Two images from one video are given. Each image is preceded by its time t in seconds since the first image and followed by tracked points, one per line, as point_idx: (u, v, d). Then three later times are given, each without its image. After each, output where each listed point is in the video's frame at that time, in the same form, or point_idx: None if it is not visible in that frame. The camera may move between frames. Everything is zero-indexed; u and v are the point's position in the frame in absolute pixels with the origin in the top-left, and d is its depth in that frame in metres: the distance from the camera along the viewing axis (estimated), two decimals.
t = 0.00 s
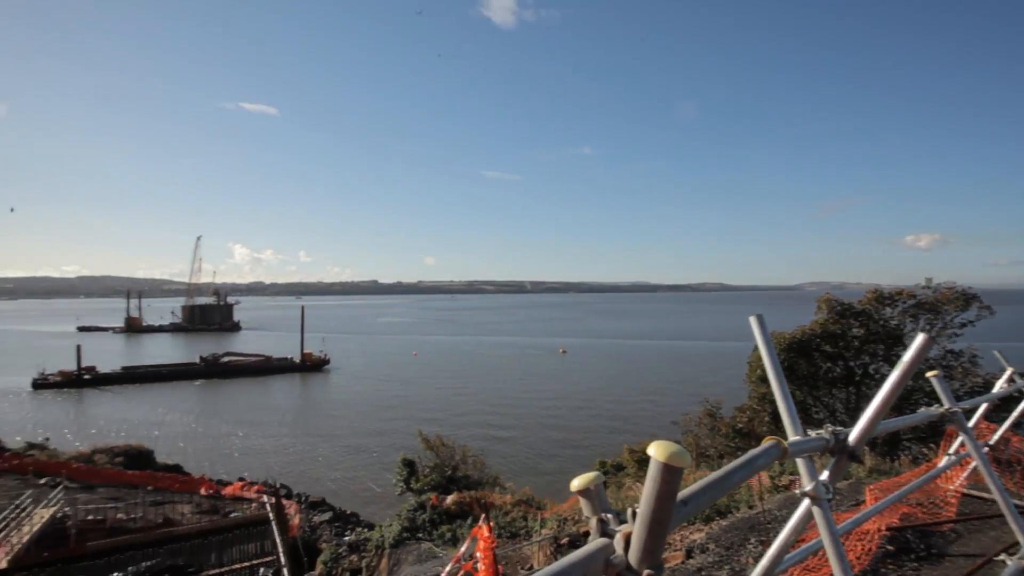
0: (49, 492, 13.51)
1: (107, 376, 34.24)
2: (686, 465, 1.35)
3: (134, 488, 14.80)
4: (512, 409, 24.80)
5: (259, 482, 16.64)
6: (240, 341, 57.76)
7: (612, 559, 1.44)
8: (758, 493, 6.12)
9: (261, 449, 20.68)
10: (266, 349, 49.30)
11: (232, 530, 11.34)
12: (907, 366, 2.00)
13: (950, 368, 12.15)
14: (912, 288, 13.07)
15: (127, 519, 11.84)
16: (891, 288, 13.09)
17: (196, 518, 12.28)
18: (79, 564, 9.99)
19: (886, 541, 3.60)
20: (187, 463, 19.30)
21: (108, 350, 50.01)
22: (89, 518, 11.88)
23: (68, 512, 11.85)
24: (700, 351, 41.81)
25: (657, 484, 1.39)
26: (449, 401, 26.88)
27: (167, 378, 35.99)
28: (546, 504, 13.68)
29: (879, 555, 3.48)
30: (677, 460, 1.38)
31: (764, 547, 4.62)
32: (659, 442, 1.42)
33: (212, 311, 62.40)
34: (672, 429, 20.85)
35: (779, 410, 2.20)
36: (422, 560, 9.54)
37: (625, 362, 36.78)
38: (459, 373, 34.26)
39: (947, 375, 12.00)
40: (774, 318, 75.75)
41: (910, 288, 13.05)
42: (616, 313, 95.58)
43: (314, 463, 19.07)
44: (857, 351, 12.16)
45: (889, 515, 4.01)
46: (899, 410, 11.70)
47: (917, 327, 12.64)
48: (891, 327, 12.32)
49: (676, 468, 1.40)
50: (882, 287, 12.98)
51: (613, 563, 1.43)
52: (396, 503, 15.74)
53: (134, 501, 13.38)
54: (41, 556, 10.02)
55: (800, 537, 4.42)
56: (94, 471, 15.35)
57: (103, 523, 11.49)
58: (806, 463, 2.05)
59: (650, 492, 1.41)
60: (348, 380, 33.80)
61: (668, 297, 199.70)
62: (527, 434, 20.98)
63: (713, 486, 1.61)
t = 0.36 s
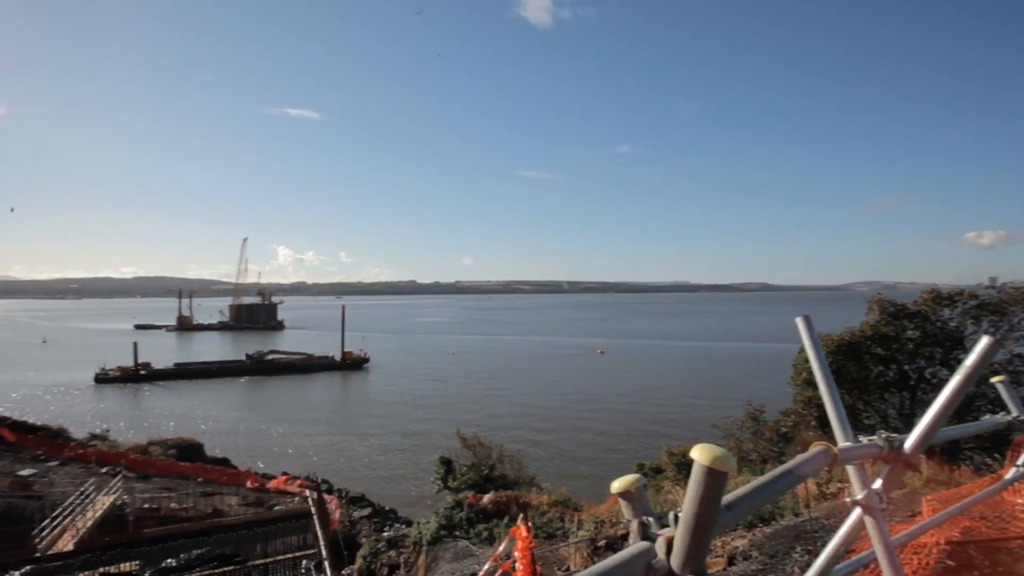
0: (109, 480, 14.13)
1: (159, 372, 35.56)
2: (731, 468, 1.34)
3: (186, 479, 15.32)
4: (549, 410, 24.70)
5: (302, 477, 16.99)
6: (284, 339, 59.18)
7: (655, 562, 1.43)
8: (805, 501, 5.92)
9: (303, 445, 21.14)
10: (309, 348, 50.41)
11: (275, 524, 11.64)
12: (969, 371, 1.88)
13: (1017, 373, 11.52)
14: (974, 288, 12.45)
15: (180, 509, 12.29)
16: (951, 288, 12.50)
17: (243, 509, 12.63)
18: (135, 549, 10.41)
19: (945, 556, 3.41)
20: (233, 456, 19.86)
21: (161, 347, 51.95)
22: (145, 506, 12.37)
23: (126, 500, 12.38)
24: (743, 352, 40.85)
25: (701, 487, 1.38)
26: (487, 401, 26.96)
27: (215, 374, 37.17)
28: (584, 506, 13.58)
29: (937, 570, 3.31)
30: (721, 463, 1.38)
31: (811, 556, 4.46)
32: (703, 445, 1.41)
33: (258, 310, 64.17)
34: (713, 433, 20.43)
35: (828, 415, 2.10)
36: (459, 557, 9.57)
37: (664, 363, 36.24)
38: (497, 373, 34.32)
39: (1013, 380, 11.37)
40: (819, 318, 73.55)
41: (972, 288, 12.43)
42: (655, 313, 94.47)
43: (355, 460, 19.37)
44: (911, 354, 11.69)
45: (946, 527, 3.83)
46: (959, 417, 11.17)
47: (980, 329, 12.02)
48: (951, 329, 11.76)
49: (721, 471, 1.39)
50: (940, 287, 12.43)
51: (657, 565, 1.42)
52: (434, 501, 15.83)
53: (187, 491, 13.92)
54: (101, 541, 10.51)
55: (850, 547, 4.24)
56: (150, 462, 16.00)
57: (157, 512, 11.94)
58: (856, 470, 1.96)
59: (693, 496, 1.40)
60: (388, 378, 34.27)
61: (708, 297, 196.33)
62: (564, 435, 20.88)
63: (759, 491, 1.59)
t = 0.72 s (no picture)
0: (157, 471, 14.57)
1: (203, 368, 36.57)
2: (775, 472, 1.29)
3: (229, 473, 15.68)
4: (584, 410, 24.57)
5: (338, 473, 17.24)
6: (322, 338, 60.30)
7: (692, 567, 1.39)
8: (849, 510, 5.71)
9: (338, 442, 21.47)
10: (346, 347, 51.26)
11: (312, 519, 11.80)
12: None
13: None
14: None
15: (223, 502, 12.57)
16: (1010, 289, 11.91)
17: (282, 503, 12.86)
18: (181, 538, 10.70)
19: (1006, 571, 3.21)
20: (273, 452, 20.28)
21: (205, 345, 53.49)
22: (190, 498, 12.71)
23: (173, 492, 12.74)
24: (783, 354, 39.93)
25: (742, 494, 1.35)
26: (521, 401, 26.96)
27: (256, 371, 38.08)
28: (618, 508, 13.45)
29: None
30: (763, 467, 1.33)
31: (856, 567, 4.29)
32: (745, 449, 1.37)
33: (297, 309, 65.51)
34: (751, 435, 20.02)
35: (876, 419, 1.99)
36: (492, 556, 9.55)
37: (700, 365, 35.67)
38: (531, 373, 34.31)
39: None
40: (862, 320, 71.45)
41: None
42: (692, 313, 93.16)
43: (390, 457, 19.57)
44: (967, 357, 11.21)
45: (1008, 542, 3.61)
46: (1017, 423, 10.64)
47: None
48: (1010, 332, 11.20)
49: (764, 476, 1.34)
50: (999, 288, 11.88)
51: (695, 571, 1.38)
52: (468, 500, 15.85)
53: (229, 485, 14.26)
54: (149, 530, 10.84)
55: (900, 559, 4.05)
56: (195, 455, 16.47)
57: (202, 503, 12.25)
58: (907, 477, 1.85)
59: (736, 502, 1.36)
60: (424, 377, 34.57)
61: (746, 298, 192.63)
62: (599, 436, 20.73)
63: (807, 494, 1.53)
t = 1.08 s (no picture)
0: (201, 465, 14.98)
1: (244, 366, 37.43)
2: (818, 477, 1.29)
3: (268, 467, 16.01)
4: (618, 411, 24.36)
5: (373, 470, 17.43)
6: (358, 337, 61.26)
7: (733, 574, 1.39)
8: (898, 520, 5.48)
9: (372, 440, 21.71)
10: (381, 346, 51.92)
11: (347, 514, 11.94)
12: None
13: None
14: None
15: (263, 496, 12.83)
16: None
17: (318, 498, 13.05)
18: (224, 530, 10.98)
19: None
20: (310, 448, 20.61)
21: (246, 343, 54.79)
22: (232, 491, 13.02)
23: (217, 484, 13.07)
24: (824, 356, 38.90)
25: (785, 497, 1.33)
26: (554, 400, 26.88)
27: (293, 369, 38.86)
28: (652, 511, 13.26)
29: None
30: (807, 472, 1.33)
31: None
32: (786, 454, 1.37)
33: (333, 309, 66.58)
34: (791, 439, 19.54)
35: (929, 427, 1.88)
36: (524, 556, 9.50)
37: (737, 367, 35.02)
38: (565, 373, 34.19)
39: None
40: (909, 321, 69.08)
41: None
42: (729, 314, 91.41)
43: (423, 455, 19.71)
44: None
45: None
46: None
47: None
48: None
49: (808, 480, 1.33)
50: None
51: None
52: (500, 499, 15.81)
53: (268, 479, 14.56)
54: (194, 521, 11.15)
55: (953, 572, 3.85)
56: (236, 450, 16.88)
57: (243, 497, 12.53)
58: (962, 487, 1.74)
59: (777, 507, 1.34)
60: (457, 376, 34.73)
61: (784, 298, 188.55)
62: (634, 437, 20.51)
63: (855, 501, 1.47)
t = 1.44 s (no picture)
0: (241, 459, 15.29)
1: (281, 364, 38.13)
2: (865, 484, 1.21)
3: (304, 463, 16.25)
4: (651, 413, 24.04)
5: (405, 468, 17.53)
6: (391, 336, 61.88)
7: None
8: (950, 532, 5.20)
9: (404, 438, 21.88)
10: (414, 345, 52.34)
11: (381, 511, 12.03)
12: None
13: None
14: None
15: (299, 491, 13.02)
16: None
17: (352, 494, 13.20)
18: (262, 523, 11.19)
19: None
20: (343, 445, 20.87)
21: (282, 342, 55.86)
22: (270, 485, 13.25)
23: (255, 479, 13.32)
24: (866, 359, 37.76)
25: (827, 504, 1.26)
26: (586, 401, 26.68)
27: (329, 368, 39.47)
28: (686, 515, 13.03)
29: None
30: (854, 479, 1.25)
31: None
32: (830, 458, 1.29)
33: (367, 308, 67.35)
34: (831, 444, 18.98)
35: (984, 434, 1.76)
36: (555, 557, 9.42)
37: (775, 368, 34.24)
38: (597, 374, 33.93)
39: None
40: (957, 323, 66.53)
41: None
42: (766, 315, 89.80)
43: (455, 454, 19.76)
44: None
45: None
46: None
47: None
48: None
49: (854, 486, 1.25)
50: None
51: None
52: (531, 500, 15.74)
53: (304, 475, 14.79)
54: (233, 513, 11.39)
55: None
56: (274, 446, 17.17)
57: (281, 491, 12.74)
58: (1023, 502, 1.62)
59: (819, 512, 1.27)
60: (489, 376, 34.78)
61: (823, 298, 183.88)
62: (667, 440, 20.22)
63: (896, 513, 1.43)
